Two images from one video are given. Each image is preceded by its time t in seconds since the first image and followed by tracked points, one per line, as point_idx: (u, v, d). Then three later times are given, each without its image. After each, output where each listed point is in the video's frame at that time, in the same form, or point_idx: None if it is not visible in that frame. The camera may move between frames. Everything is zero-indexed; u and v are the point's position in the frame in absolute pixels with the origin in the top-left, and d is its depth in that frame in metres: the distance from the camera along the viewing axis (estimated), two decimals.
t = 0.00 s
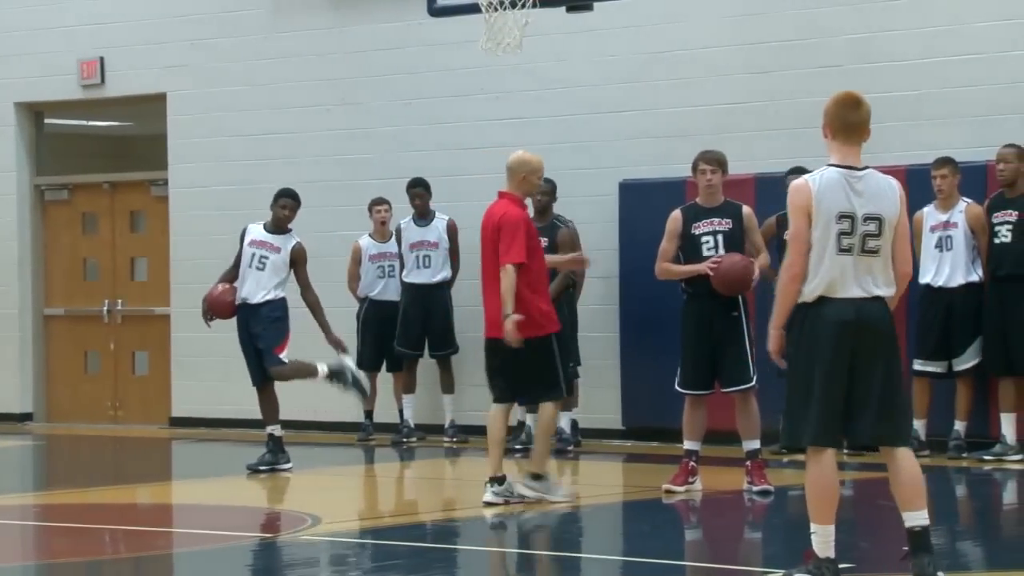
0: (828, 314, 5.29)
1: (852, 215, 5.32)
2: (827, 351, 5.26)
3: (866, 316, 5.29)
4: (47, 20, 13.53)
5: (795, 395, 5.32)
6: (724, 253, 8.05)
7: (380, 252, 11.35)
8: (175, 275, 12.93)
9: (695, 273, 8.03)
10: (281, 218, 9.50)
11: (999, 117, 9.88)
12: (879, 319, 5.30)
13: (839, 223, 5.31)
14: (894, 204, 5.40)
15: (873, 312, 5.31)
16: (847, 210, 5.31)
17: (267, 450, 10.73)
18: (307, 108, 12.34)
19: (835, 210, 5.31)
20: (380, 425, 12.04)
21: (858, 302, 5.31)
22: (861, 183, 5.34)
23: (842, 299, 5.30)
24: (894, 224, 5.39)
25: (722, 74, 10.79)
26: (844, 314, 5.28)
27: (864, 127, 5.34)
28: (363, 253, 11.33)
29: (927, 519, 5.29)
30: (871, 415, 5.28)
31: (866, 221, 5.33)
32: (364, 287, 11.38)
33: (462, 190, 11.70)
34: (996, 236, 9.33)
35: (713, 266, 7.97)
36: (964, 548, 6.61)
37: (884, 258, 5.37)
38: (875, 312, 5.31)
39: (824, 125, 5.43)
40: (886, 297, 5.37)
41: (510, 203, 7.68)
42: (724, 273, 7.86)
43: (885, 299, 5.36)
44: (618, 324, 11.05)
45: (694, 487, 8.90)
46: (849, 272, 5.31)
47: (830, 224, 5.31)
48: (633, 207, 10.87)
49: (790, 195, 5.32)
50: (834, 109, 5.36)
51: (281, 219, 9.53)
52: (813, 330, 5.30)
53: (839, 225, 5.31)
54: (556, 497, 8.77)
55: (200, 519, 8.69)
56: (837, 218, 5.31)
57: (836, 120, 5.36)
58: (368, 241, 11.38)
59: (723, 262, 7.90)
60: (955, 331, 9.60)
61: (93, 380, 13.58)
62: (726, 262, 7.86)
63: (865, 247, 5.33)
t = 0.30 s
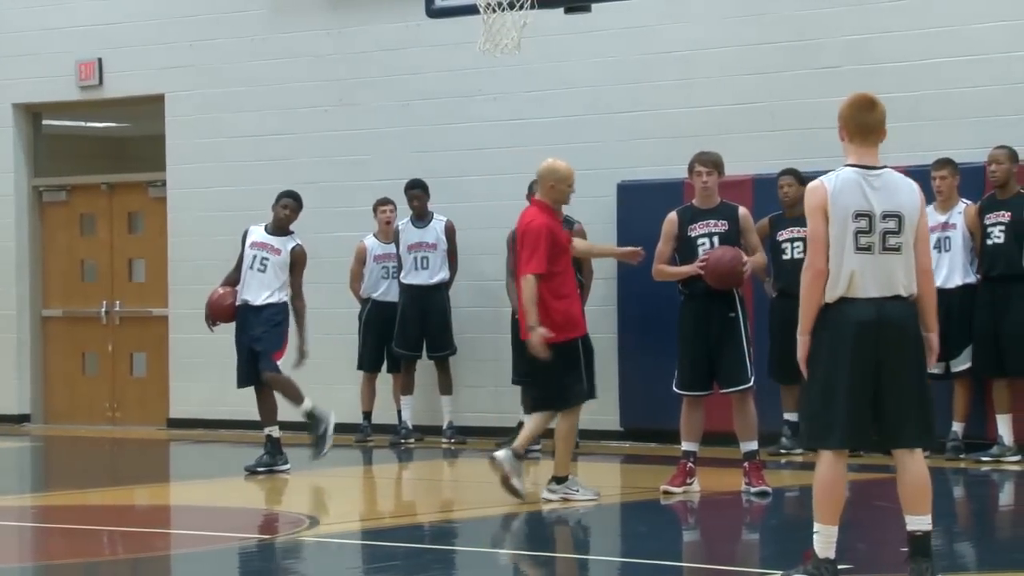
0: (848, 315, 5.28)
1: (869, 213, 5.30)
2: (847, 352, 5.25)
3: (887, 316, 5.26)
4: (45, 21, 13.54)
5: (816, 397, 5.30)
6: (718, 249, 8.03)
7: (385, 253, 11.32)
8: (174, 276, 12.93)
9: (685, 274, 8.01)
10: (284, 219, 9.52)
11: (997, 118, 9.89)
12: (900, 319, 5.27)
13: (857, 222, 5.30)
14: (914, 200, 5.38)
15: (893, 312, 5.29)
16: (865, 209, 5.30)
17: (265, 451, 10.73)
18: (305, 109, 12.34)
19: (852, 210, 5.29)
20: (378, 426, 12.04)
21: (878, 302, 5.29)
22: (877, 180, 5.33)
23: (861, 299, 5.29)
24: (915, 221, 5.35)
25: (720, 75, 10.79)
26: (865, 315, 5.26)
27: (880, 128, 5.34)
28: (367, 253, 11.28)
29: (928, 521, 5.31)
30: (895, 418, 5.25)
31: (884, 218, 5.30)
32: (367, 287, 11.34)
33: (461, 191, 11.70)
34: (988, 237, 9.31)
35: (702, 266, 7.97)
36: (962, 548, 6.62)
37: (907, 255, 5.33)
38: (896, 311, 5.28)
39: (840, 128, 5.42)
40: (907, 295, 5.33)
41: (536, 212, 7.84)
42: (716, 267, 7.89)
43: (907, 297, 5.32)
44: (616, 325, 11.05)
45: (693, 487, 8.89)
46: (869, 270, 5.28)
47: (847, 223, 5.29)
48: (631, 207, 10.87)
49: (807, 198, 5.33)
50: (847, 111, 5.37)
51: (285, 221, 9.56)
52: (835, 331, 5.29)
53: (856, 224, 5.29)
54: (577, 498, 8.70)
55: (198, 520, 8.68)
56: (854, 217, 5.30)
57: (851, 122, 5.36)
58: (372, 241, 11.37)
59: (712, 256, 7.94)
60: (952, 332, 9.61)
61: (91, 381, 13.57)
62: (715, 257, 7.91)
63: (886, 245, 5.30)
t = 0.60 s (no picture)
0: (857, 317, 5.29)
1: (883, 215, 5.27)
2: (859, 352, 5.26)
3: (897, 319, 5.25)
4: (45, 22, 13.54)
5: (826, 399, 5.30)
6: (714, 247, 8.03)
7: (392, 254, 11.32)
8: (174, 278, 12.93)
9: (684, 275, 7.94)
10: (285, 218, 9.45)
11: (996, 119, 9.89)
12: (912, 323, 5.26)
13: (870, 223, 5.27)
14: (931, 204, 5.33)
15: (904, 315, 5.27)
16: (879, 210, 5.28)
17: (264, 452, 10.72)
18: (304, 110, 12.34)
19: (866, 210, 5.28)
20: (378, 428, 12.04)
21: (888, 305, 5.28)
22: (895, 182, 5.30)
23: (870, 300, 5.28)
24: (932, 225, 5.30)
25: (719, 77, 10.79)
26: (875, 317, 5.26)
27: (901, 130, 5.35)
28: (375, 254, 11.28)
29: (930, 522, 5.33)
30: (905, 422, 5.26)
31: (899, 220, 5.27)
32: (373, 288, 11.35)
33: (460, 192, 11.70)
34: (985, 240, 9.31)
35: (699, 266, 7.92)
36: (961, 550, 6.61)
37: (920, 258, 5.29)
38: (907, 315, 5.26)
39: (862, 131, 5.44)
40: (919, 299, 5.30)
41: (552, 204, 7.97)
42: (715, 262, 7.87)
43: (918, 301, 5.29)
44: (616, 327, 11.05)
45: (693, 488, 8.88)
46: (880, 272, 5.26)
47: (859, 224, 5.28)
48: (631, 208, 10.87)
49: (824, 194, 5.35)
50: (868, 112, 5.41)
51: (284, 221, 9.49)
52: (846, 333, 5.29)
53: (868, 224, 5.27)
54: (577, 499, 8.71)
55: (198, 522, 8.69)
56: (866, 217, 5.28)
57: (871, 125, 5.39)
58: (380, 242, 11.34)
59: (707, 252, 7.92)
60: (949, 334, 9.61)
61: (90, 383, 13.57)
62: (709, 251, 7.90)
63: (899, 247, 5.26)
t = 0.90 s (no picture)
0: (873, 316, 5.29)
1: (902, 215, 5.28)
2: (876, 351, 5.25)
3: (914, 320, 5.26)
4: (49, 23, 13.55)
5: (842, 401, 5.29)
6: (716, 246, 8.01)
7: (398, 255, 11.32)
8: (178, 278, 12.93)
9: (696, 271, 7.84)
10: (297, 220, 9.46)
11: (1001, 119, 9.89)
12: (928, 325, 5.26)
13: (888, 222, 5.28)
14: (950, 207, 5.34)
15: (920, 317, 5.27)
16: (898, 210, 5.28)
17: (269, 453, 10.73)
18: (308, 111, 12.35)
19: (885, 210, 5.28)
20: (382, 428, 12.05)
21: (904, 305, 5.28)
22: (917, 184, 5.31)
23: (885, 300, 5.29)
24: (950, 228, 5.31)
25: (724, 77, 10.79)
26: (892, 317, 5.26)
27: (928, 130, 5.36)
28: (380, 255, 11.28)
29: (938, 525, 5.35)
30: (922, 423, 5.24)
31: (917, 222, 5.27)
32: (376, 288, 11.35)
33: (465, 192, 11.71)
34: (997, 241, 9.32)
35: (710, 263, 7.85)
36: (964, 550, 6.62)
37: (937, 261, 5.30)
38: (922, 317, 5.27)
39: (886, 132, 5.44)
40: (935, 301, 5.31)
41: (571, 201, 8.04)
42: (729, 258, 7.84)
43: (934, 303, 5.30)
44: (620, 327, 11.05)
45: (697, 489, 8.88)
46: (897, 272, 5.28)
47: (877, 223, 5.29)
48: (636, 208, 10.87)
49: (845, 191, 5.36)
50: (893, 113, 5.41)
51: (295, 222, 9.50)
52: (862, 334, 5.29)
53: (886, 224, 5.28)
54: (564, 495, 8.74)
55: (203, 522, 8.70)
56: (885, 217, 5.29)
57: (895, 128, 5.39)
58: (386, 243, 11.35)
59: (717, 249, 7.89)
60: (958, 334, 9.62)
61: (95, 383, 13.58)
62: (720, 247, 7.88)
63: (916, 248, 5.27)
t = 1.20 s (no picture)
0: (899, 315, 5.29)
1: (927, 213, 5.28)
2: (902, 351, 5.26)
3: (939, 320, 5.25)
4: (63, 23, 13.57)
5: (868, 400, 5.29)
6: (720, 246, 7.98)
7: (398, 256, 11.34)
8: (191, 278, 12.95)
9: (707, 261, 7.76)
10: (316, 221, 9.47)
11: (1014, 119, 9.87)
12: (954, 324, 5.25)
13: (914, 220, 5.29)
14: (976, 205, 5.34)
15: (946, 315, 5.27)
16: (924, 208, 5.29)
17: (282, 453, 10.73)
18: (321, 110, 12.35)
19: (911, 208, 5.29)
20: (394, 428, 12.05)
21: (930, 304, 5.28)
22: (943, 183, 5.31)
23: (911, 299, 5.29)
24: (976, 227, 5.31)
25: (737, 77, 10.79)
26: (918, 316, 5.26)
27: (955, 132, 5.37)
28: (380, 256, 11.27)
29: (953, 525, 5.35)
30: (948, 424, 5.23)
31: (943, 220, 5.27)
32: (379, 290, 11.32)
33: (477, 192, 11.71)
34: None
35: (721, 259, 7.80)
36: (975, 551, 6.61)
37: (962, 259, 5.30)
38: (948, 315, 5.26)
39: (913, 132, 5.46)
40: (960, 300, 5.30)
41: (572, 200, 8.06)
42: (740, 258, 7.81)
43: (959, 302, 5.30)
44: (634, 327, 11.05)
45: (711, 489, 8.88)
46: (922, 270, 5.28)
47: (902, 221, 5.29)
48: (649, 208, 10.87)
49: (871, 190, 5.38)
50: (920, 113, 5.43)
51: (313, 223, 9.52)
52: (888, 333, 5.30)
53: (912, 222, 5.28)
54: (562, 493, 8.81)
55: (217, 521, 8.70)
56: (910, 215, 5.29)
57: (922, 129, 5.41)
58: (386, 244, 11.35)
59: (729, 247, 7.86)
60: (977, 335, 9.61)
61: (109, 383, 13.60)
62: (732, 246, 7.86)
63: (941, 246, 5.27)
